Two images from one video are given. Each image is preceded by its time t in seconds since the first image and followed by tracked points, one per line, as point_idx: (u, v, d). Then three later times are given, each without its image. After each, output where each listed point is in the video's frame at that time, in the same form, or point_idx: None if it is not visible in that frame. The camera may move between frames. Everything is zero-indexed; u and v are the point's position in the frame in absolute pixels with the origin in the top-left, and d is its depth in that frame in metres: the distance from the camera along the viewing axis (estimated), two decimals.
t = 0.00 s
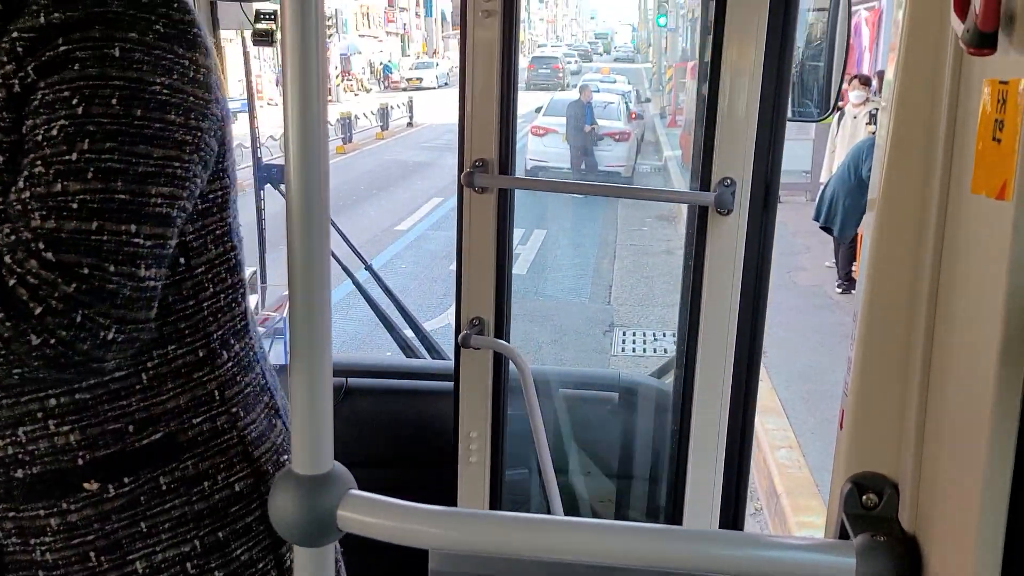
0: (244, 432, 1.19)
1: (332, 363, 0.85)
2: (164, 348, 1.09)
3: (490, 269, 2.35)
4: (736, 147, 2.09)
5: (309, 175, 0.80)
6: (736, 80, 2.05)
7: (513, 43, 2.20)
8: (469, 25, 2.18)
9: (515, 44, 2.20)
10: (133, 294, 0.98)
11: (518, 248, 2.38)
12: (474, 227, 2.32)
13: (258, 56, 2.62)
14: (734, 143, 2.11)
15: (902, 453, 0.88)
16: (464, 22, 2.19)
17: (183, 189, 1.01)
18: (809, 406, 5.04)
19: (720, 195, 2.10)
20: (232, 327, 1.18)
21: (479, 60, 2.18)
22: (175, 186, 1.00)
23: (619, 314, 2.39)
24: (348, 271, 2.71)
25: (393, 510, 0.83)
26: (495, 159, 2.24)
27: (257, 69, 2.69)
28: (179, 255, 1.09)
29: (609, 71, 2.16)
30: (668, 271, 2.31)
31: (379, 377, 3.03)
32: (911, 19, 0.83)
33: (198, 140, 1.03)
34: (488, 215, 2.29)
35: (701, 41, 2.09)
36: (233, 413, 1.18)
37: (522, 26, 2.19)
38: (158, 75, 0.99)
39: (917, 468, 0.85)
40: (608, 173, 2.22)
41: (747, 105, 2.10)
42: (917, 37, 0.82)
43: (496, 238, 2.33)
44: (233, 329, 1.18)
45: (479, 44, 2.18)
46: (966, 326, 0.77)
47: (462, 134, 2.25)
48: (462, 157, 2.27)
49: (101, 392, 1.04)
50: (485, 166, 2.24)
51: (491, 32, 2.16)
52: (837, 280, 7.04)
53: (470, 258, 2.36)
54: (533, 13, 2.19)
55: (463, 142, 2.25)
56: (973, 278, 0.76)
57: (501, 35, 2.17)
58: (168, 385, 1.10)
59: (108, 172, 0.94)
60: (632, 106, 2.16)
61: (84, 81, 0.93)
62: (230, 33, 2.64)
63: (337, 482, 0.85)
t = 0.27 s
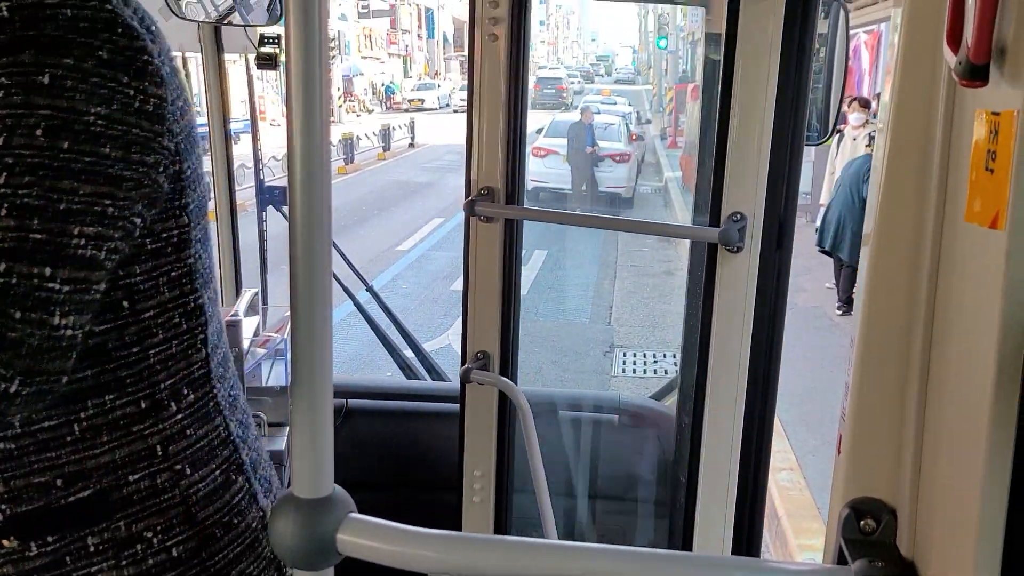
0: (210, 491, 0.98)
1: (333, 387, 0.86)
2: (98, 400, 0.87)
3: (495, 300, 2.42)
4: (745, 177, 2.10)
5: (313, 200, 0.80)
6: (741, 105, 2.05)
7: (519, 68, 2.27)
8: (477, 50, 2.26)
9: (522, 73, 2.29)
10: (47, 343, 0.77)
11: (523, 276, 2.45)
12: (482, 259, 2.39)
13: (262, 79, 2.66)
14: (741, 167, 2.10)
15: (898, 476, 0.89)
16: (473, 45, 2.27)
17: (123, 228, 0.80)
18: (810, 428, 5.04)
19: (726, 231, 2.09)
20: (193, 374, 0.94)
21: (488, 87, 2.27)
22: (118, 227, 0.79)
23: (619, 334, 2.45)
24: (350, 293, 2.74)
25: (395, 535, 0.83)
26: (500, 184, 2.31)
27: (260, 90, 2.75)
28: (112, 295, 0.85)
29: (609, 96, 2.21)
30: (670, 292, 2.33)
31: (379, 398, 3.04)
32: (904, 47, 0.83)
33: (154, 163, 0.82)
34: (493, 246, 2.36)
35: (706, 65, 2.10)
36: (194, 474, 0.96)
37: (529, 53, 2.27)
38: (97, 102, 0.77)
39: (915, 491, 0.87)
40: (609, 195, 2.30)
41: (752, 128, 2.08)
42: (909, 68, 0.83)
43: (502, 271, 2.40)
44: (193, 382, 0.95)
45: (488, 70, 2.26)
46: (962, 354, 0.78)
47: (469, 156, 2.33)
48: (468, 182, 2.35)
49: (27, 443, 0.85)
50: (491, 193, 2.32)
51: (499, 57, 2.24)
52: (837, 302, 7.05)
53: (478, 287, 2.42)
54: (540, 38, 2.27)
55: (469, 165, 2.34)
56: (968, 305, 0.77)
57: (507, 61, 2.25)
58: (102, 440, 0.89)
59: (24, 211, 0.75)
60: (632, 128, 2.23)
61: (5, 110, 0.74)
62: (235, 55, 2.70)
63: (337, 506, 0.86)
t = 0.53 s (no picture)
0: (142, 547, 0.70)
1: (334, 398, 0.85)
2: (30, 437, 0.65)
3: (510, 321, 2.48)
4: (765, 190, 2.07)
5: (314, 211, 0.80)
6: (756, 118, 2.05)
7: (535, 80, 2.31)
8: (495, 64, 2.31)
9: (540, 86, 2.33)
10: None
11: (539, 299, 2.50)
12: (500, 281, 2.45)
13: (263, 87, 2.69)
14: (770, 173, 2.07)
15: (899, 485, 0.89)
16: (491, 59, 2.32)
17: (44, 255, 0.63)
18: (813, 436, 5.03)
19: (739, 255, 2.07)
20: (153, 408, 0.70)
21: (504, 101, 2.33)
22: (35, 254, 0.63)
23: (623, 342, 2.46)
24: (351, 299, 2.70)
25: (395, 544, 0.83)
26: (520, 199, 2.38)
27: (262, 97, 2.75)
28: (45, 327, 0.64)
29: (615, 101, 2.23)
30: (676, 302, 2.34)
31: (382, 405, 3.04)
32: (905, 58, 0.83)
33: (84, 186, 0.65)
34: (511, 267, 2.42)
35: (713, 77, 2.12)
36: (141, 520, 0.70)
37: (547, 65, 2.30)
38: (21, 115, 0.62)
39: (917, 502, 0.87)
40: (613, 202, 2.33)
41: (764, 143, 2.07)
42: (910, 76, 0.83)
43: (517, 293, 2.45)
44: (161, 407, 0.71)
45: (504, 83, 2.31)
46: (963, 364, 0.78)
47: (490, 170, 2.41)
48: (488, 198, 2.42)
49: None
50: (510, 209, 2.39)
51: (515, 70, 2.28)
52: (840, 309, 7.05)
53: (497, 307, 2.48)
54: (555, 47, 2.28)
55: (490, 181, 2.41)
56: (969, 313, 0.77)
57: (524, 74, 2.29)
58: (32, 481, 0.66)
59: None
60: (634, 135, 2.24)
61: None
62: (237, 63, 2.77)
63: (336, 517, 0.85)
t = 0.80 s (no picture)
0: (112, 549, 0.68)
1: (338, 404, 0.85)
2: None
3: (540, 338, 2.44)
4: (796, 190, 1.78)
5: (318, 216, 0.80)
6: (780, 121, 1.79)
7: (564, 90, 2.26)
8: (529, 71, 2.27)
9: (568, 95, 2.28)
10: None
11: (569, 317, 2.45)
12: (529, 297, 2.41)
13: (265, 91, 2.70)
14: (797, 168, 1.79)
15: (904, 488, 0.89)
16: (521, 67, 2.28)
17: None
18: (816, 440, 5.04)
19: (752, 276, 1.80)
20: (75, 423, 0.65)
21: (533, 110, 2.28)
22: None
23: (625, 344, 2.43)
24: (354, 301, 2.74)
25: (398, 548, 0.85)
26: (547, 210, 2.31)
27: (265, 101, 2.76)
28: None
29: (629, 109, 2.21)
30: (680, 310, 2.29)
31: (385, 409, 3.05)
32: (909, 61, 0.84)
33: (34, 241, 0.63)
34: (539, 277, 2.36)
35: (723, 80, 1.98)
36: (55, 530, 0.66)
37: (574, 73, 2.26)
38: None
39: (921, 506, 0.86)
40: (616, 206, 2.29)
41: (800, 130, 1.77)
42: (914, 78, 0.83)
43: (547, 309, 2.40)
44: (90, 414, 0.66)
45: (536, 91, 2.27)
46: (966, 367, 0.78)
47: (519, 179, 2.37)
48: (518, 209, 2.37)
49: None
50: (538, 220, 2.33)
51: (543, 78, 2.24)
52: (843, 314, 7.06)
53: (526, 323, 2.45)
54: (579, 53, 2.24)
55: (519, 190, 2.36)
56: (971, 316, 0.77)
57: (553, 82, 2.24)
58: None
59: None
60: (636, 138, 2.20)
61: None
62: (241, 67, 2.75)
63: (341, 519, 0.86)
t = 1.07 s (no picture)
0: None
1: (338, 412, 0.85)
2: None
3: (559, 353, 2.37)
4: (811, 189, 1.48)
5: (317, 224, 0.80)
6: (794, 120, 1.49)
7: (587, 99, 2.17)
8: (553, 82, 2.18)
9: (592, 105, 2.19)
10: None
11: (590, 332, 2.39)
12: (551, 314, 2.35)
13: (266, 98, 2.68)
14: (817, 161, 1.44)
15: (905, 493, 0.88)
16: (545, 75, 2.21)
17: None
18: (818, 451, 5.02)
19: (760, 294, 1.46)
20: None
21: (558, 121, 2.19)
22: None
23: (627, 350, 2.44)
24: (356, 313, 2.69)
25: (398, 556, 0.87)
26: (570, 222, 2.20)
27: (266, 109, 2.76)
28: None
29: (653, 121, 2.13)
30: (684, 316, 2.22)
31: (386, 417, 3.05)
32: (908, 65, 0.83)
33: None
34: (559, 290, 2.31)
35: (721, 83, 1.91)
36: None
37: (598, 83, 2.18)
38: None
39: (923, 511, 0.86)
40: (618, 212, 2.25)
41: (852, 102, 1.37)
42: (913, 80, 0.83)
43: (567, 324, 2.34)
44: None
45: (562, 99, 2.18)
46: (967, 372, 0.78)
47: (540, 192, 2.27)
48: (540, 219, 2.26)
49: None
50: (561, 231, 2.21)
51: (565, 85, 2.15)
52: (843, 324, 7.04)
53: (548, 338, 2.38)
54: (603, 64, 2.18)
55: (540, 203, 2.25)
56: (973, 318, 0.77)
57: (576, 91, 2.15)
58: None
59: None
60: (636, 142, 2.18)
61: None
62: (242, 75, 2.79)
63: (342, 528, 0.86)
